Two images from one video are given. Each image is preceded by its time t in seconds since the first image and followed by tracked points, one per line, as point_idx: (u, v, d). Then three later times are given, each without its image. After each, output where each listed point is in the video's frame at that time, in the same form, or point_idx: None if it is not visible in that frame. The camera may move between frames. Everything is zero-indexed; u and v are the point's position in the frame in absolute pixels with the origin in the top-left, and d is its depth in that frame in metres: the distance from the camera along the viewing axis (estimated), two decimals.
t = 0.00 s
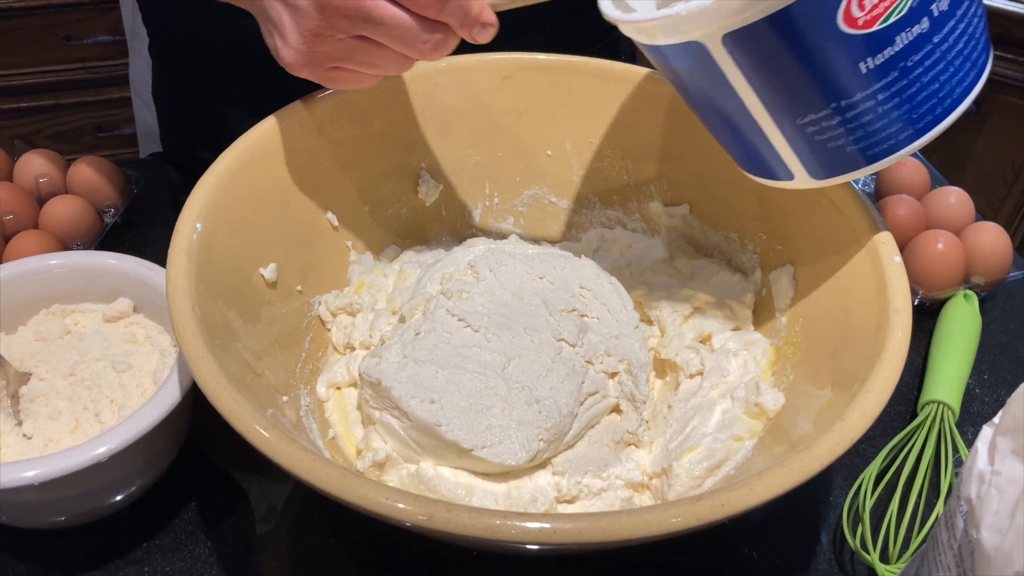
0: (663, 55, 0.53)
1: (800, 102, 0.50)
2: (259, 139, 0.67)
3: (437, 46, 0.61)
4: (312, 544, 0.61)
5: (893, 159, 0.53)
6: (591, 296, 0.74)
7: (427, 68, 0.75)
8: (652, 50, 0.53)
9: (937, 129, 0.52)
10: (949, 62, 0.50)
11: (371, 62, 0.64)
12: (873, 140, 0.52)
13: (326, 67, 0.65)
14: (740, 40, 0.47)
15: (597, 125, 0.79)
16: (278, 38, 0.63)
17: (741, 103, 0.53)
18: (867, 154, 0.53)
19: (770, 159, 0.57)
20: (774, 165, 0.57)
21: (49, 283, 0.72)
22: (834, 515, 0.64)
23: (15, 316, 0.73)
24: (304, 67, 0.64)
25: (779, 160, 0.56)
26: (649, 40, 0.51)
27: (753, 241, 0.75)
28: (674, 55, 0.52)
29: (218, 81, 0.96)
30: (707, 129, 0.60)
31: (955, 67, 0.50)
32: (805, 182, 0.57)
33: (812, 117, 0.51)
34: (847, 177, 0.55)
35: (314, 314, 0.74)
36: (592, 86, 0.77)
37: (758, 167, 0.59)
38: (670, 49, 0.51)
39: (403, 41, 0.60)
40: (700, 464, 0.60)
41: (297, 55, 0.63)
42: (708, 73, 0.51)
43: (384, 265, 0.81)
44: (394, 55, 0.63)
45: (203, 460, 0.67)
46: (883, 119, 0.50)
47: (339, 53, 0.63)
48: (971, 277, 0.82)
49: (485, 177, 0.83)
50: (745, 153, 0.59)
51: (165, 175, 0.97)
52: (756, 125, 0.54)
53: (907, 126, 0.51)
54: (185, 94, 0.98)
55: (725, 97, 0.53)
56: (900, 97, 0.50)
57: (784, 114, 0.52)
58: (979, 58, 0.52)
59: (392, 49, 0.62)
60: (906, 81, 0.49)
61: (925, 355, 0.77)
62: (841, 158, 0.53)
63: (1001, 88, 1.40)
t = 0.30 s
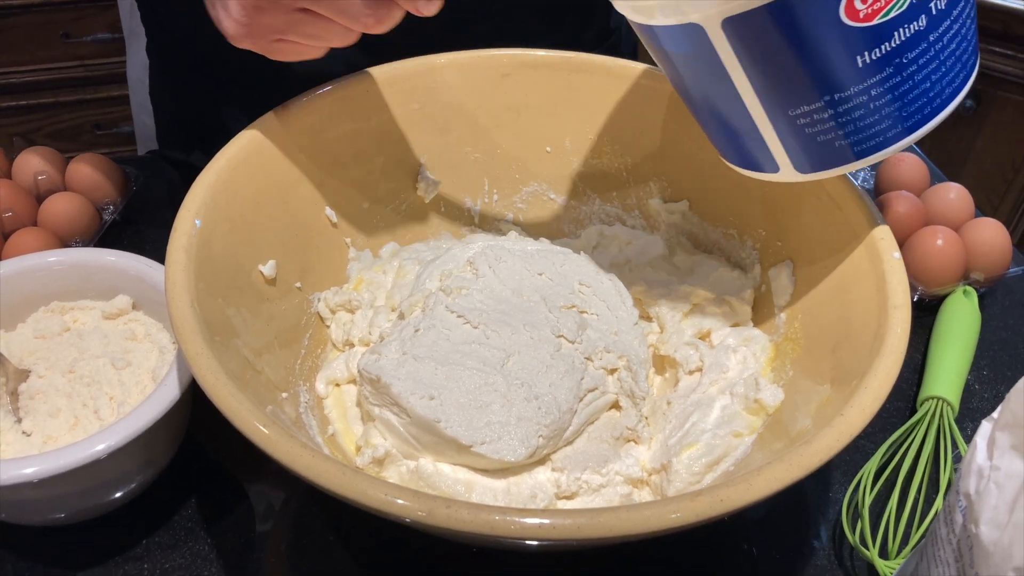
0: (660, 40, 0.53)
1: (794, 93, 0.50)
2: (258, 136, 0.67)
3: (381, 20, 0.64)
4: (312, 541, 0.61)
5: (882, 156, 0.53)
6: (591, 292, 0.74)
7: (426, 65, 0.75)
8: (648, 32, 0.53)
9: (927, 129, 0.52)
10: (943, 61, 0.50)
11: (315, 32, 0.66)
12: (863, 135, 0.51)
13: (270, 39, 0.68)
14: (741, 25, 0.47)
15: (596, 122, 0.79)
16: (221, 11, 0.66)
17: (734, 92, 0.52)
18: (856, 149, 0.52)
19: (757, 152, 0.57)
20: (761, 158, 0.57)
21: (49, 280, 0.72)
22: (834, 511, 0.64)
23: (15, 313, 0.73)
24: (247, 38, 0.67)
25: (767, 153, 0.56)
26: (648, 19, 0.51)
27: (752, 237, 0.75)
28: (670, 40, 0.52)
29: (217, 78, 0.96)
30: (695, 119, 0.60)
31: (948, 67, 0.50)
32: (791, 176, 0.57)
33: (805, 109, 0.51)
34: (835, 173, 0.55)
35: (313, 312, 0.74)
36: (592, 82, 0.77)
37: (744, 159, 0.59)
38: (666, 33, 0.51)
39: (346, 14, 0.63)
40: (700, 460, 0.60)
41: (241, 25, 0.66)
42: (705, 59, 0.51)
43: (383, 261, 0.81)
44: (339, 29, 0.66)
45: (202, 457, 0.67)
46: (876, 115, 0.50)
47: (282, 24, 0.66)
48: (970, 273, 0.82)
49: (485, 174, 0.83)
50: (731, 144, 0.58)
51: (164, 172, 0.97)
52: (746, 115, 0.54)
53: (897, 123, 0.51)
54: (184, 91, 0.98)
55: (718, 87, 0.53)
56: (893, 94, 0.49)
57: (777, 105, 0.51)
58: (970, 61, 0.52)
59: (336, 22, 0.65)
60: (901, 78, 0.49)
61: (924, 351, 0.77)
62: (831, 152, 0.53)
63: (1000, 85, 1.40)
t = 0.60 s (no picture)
0: (654, 65, 0.52)
1: (791, 115, 0.50)
2: (257, 135, 0.67)
3: None
4: (311, 539, 0.61)
5: (881, 173, 0.53)
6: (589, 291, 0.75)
7: (425, 63, 0.75)
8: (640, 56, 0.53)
9: (926, 146, 0.51)
10: (940, 78, 0.49)
11: None
12: (861, 154, 0.51)
13: None
14: (734, 50, 0.47)
15: (595, 120, 0.79)
16: None
17: (729, 115, 0.52)
18: (854, 168, 0.52)
19: (754, 172, 0.56)
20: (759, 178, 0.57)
21: (47, 278, 0.72)
22: (832, 509, 0.64)
23: (13, 312, 0.73)
24: None
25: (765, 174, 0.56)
26: (642, 46, 0.51)
27: (750, 236, 0.75)
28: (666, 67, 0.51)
29: (216, 77, 0.96)
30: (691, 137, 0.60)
31: (945, 84, 0.50)
32: (788, 196, 0.57)
33: (803, 130, 0.50)
34: (833, 192, 0.55)
35: (311, 310, 0.74)
36: (590, 81, 0.77)
37: (741, 178, 0.58)
38: (660, 59, 0.51)
39: None
40: (698, 458, 0.60)
41: None
42: (700, 83, 0.51)
43: (382, 260, 0.81)
44: None
45: (201, 455, 0.67)
46: (873, 134, 0.50)
47: None
48: (968, 271, 0.82)
49: (483, 172, 0.83)
50: (727, 164, 0.58)
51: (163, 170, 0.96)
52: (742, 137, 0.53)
53: (895, 140, 0.50)
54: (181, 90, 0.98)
55: (714, 110, 0.53)
56: (891, 112, 0.49)
57: (773, 127, 0.51)
58: (968, 75, 0.52)
59: None
60: (899, 97, 0.48)
61: (922, 349, 0.77)
62: (828, 172, 0.53)
63: (999, 83, 1.40)
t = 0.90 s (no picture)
0: (680, 86, 0.52)
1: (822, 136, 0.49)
2: (258, 138, 0.67)
3: None
4: (311, 541, 0.61)
5: (909, 195, 0.52)
6: (590, 293, 0.75)
7: (425, 65, 0.75)
8: (667, 78, 0.52)
9: (955, 166, 0.51)
10: (970, 96, 0.49)
11: None
12: (890, 176, 0.51)
13: None
14: (774, 69, 0.46)
15: (595, 122, 0.79)
16: None
17: (757, 137, 0.52)
18: (883, 190, 0.52)
19: (775, 195, 0.56)
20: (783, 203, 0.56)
21: (47, 279, 0.72)
22: (833, 511, 0.64)
23: (14, 313, 0.73)
24: None
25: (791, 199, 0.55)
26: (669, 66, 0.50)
27: (750, 238, 0.75)
28: (694, 88, 0.51)
29: (217, 78, 0.96)
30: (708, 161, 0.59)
31: (975, 103, 0.50)
32: (810, 218, 0.57)
33: (833, 151, 0.50)
34: (859, 214, 0.54)
35: (312, 312, 0.74)
36: (591, 83, 0.77)
37: (760, 199, 0.58)
38: (688, 79, 0.50)
39: None
40: (699, 461, 0.60)
41: None
42: (732, 105, 0.50)
43: (383, 262, 0.81)
44: None
45: (201, 457, 0.67)
46: (905, 154, 0.50)
47: None
48: (969, 273, 0.82)
49: (484, 174, 0.83)
50: (748, 186, 0.58)
51: (164, 171, 0.96)
52: (774, 160, 0.53)
53: (925, 161, 0.50)
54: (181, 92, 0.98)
55: (740, 131, 0.52)
56: (922, 132, 0.49)
57: (807, 148, 0.50)
58: (995, 94, 0.52)
59: None
60: (930, 116, 0.48)
61: (922, 352, 0.77)
62: (857, 195, 0.52)
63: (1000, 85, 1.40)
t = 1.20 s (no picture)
0: (759, 88, 0.51)
1: (912, 132, 0.49)
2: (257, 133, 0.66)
3: None
4: (310, 539, 0.60)
5: (991, 188, 0.53)
6: (591, 290, 0.74)
7: (424, 60, 0.74)
8: (746, 82, 0.52)
9: None
10: None
11: None
12: (974, 170, 0.51)
13: None
14: (868, 68, 0.46)
15: (596, 118, 0.79)
16: None
17: (840, 136, 0.52)
18: (962, 185, 0.52)
19: (846, 193, 0.56)
20: (860, 200, 0.56)
21: (45, 275, 0.72)
22: (834, 510, 0.63)
23: (11, 309, 0.72)
24: None
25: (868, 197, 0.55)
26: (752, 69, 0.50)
27: (752, 235, 0.74)
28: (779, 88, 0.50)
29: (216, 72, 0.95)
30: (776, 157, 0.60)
31: None
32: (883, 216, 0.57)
33: (923, 148, 0.50)
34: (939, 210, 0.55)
35: (312, 308, 0.74)
36: (592, 78, 0.77)
37: (828, 198, 0.58)
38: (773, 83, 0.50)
39: None
40: (700, 459, 0.60)
41: None
42: (818, 106, 0.50)
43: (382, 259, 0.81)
44: None
45: (200, 455, 0.66)
46: (990, 147, 0.50)
47: None
48: (972, 271, 0.82)
49: (485, 171, 0.83)
50: (816, 185, 0.58)
51: (163, 167, 0.96)
52: (854, 159, 0.53)
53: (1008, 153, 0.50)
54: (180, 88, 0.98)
55: (820, 131, 0.52)
56: (1005, 123, 0.49)
57: (891, 147, 0.50)
58: None
59: None
60: (1015, 105, 0.49)
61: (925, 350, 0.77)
62: (939, 190, 0.52)
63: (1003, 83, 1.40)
